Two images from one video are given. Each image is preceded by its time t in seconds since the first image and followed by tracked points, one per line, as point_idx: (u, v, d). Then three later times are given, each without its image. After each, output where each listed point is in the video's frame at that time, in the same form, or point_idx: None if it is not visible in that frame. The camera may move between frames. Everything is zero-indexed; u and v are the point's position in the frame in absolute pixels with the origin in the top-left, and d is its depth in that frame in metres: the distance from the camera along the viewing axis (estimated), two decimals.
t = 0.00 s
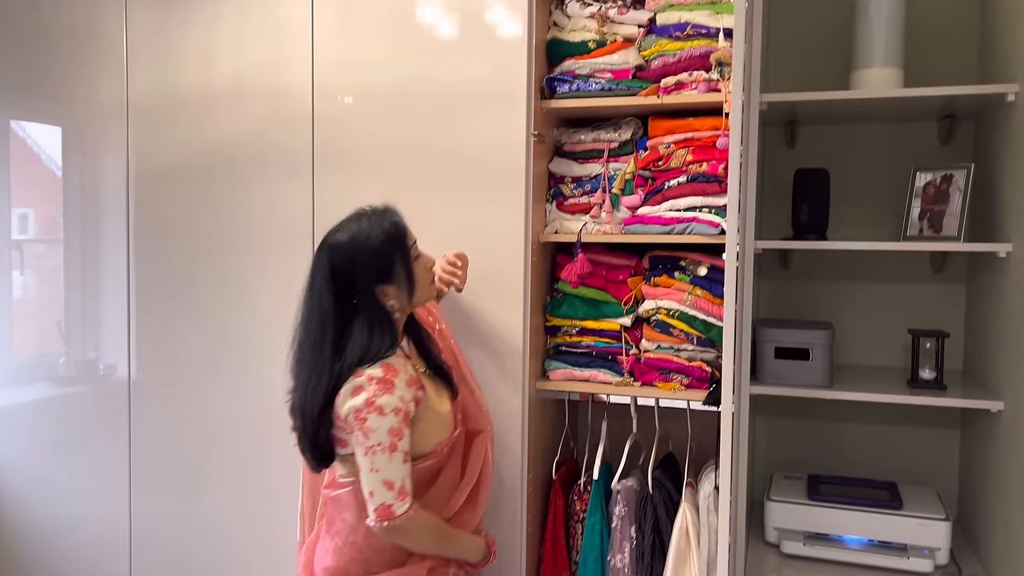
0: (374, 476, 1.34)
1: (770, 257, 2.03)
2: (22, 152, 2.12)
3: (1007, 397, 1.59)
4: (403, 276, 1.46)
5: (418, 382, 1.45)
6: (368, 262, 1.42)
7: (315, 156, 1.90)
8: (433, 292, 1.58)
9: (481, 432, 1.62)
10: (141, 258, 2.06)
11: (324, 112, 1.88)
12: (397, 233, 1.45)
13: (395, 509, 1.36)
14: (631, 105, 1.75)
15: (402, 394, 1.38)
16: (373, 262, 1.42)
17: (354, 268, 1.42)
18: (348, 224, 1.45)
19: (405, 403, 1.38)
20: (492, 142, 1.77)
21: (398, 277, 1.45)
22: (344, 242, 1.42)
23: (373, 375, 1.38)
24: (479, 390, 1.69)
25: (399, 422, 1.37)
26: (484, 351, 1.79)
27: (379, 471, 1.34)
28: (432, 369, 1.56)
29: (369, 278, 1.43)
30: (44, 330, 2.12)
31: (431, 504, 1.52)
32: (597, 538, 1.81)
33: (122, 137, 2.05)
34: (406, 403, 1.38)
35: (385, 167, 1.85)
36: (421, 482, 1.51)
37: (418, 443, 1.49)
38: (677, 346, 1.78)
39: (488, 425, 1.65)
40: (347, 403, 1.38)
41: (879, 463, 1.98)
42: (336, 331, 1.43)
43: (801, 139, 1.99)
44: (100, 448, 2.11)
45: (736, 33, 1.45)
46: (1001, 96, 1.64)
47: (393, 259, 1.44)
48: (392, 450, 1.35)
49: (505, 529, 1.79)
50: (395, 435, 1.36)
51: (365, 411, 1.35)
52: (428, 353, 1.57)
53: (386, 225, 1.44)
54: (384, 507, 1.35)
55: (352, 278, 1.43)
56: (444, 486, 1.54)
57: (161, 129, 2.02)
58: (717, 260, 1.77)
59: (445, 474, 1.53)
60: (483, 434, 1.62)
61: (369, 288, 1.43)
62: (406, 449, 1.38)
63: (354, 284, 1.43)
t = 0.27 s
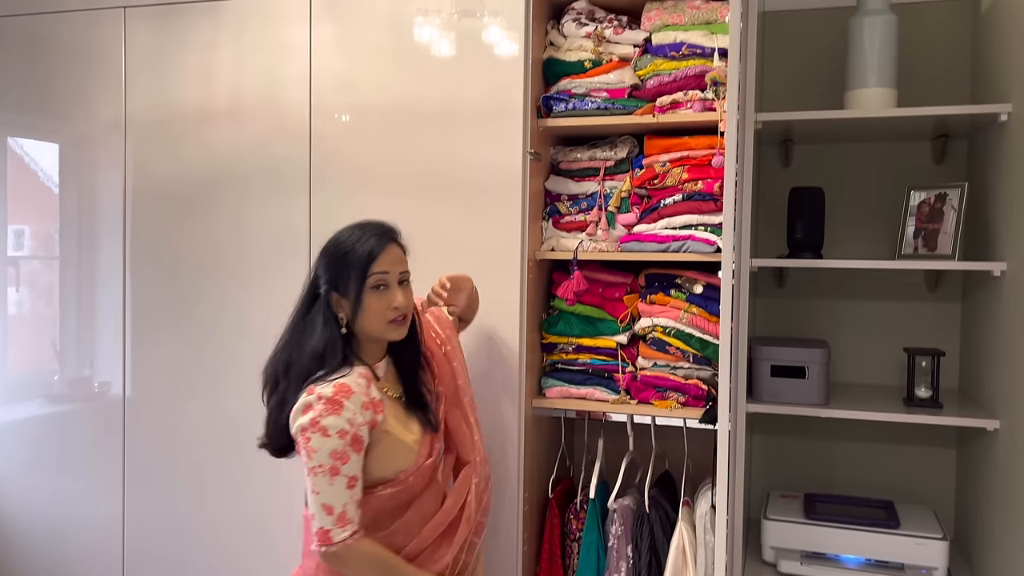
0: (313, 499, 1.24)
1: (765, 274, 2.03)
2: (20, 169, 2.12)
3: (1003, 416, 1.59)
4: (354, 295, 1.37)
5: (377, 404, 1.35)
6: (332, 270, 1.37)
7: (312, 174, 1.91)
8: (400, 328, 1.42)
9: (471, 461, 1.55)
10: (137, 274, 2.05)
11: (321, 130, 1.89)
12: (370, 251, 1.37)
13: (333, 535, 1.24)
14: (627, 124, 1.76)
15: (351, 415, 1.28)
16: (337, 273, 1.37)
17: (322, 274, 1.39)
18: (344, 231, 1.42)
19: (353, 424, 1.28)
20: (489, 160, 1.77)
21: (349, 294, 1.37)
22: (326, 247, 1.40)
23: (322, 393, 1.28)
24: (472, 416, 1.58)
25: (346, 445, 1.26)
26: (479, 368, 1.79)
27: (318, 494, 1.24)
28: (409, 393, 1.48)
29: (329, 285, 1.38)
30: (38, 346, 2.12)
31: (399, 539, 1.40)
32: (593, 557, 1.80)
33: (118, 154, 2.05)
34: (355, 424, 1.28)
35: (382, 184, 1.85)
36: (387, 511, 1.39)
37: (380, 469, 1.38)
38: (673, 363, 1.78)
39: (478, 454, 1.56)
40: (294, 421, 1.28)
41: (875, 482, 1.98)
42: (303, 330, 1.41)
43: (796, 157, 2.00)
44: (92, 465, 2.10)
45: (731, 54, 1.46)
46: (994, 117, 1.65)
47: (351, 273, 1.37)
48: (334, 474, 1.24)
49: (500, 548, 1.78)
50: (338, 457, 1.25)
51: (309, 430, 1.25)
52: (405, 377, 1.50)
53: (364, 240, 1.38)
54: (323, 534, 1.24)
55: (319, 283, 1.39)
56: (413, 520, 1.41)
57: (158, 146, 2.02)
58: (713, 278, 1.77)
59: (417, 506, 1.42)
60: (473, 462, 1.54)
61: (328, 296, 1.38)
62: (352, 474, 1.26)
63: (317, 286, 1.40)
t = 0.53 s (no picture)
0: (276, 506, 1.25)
1: (764, 286, 2.03)
2: (18, 181, 2.12)
3: (1002, 429, 1.59)
4: (334, 305, 1.36)
5: (351, 416, 1.33)
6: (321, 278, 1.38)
7: (310, 186, 1.91)
8: (379, 346, 1.38)
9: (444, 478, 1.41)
10: (134, 286, 2.05)
11: (319, 143, 1.89)
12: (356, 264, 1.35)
13: (291, 546, 1.24)
14: (624, 137, 1.76)
15: (319, 425, 1.27)
16: (325, 281, 1.37)
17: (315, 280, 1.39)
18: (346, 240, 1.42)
19: (320, 434, 1.27)
20: (487, 172, 1.78)
21: (331, 304, 1.36)
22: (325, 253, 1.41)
23: (294, 401, 1.28)
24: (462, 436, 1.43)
25: (310, 455, 1.25)
26: (478, 380, 1.79)
27: (281, 502, 1.24)
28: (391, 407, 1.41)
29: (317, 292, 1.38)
30: (35, 358, 2.11)
31: (373, 558, 1.36)
32: (592, 570, 1.79)
33: (116, 167, 2.05)
34: (322, 434, 1.27)
35: (380, 196, 1.85)
36: (361, 528, 1.36)
37: (354, 483, 1.35)
38: (671, 375, 1.78)
39: (462, 479, 1.39)
40: (269, 426, 1.29)
41: (874, 495, 1.97)
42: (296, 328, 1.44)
43: (793, 170, 2.01)
44: (88, 478, 2.09)
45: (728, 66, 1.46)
46: (991, 129, 1.65)
47: (335, 283, 1.36)
48: (296, 483, 1.24)
49: (498, 561, 1.77)
50: (301, 466, 1.24)
51: (276, 437, 1.25)
52: (393, 394, 1.43)
53: (355, 252, 1.36)
54: (284, 543, 1.25)
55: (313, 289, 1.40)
56: (387, 540, 1.36)
57: (157, 158, 2.02)
58: (711, 290, 1.77)
59: (392, 525, 1.36)
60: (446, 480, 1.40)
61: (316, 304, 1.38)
62: (316, 485, 1.26)
63: (310, 291, 1.41)
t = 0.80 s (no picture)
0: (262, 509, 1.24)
1: (764, 290, 2.02)
2: (18, 186, 2.12)
3: (1004, 433, 1.58)
4: (329, 310, 1.36)
5: (340, 420, 1.33)
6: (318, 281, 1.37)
7: (309, 190, 1.90)
8: (374, 353, 1.38)
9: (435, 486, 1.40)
10: (134, 291, 2.05)
11: (319, 147, 1.89)
12: (352, 270, 1.34)
13: (276, 550, 1.23)
14: (625, 141, 1.76)
15: (307, 429, 1.26)
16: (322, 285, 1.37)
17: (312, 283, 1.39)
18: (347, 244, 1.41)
19: (308, 438, 1.26)
20: (487, 176, 1.77)
21: (326, 308, 1.36)
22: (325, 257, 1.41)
23: (283, 404, 1.28)
24: (457, 446, 1.42)
25: (298, 458, 1.25)
26: (478, 385, 1.78)
27: (266, 506, 1.24)
28: (384, 413, 1.40)
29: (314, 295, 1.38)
30: (34, 363, 2.10)
31: (360, 566, 1.35)
32: None
33: (116, 171, 2.05)
34: (311, 439, 1.26)
35: (380, 200, 1.85)
36: (349, 535, 1.36)
37: (342, 488, 1.34)
38: (672, 380, 1.78)
39: (454, 489, 1.39)
40: (258, 429, 1.29)
41: (875, 500, 1.97)
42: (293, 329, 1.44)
43: (794, 174, 2.00)
44: (87, 483, 2.08)
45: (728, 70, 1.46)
46: (991, 133, 1.65)
47: (331, 287, 1.35)
48: (282, 487, 1.24)
49: (498, 566, 1.76)
50: (288, 470, 1.24)
51: (265, 440, 1.25)
52: (387, 401, 1.41)
53: (352, 257, 1.35)
54: (268, 547, 1.24)
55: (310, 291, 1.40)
56: (375, 549, 1.35)
57: (156, 163, 2.02)
58: (711, 294, 1.77)
59: (381, 533, 1.36)
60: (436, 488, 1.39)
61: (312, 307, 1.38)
62: (302, 489, 1.25)
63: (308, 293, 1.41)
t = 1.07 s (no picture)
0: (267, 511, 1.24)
1: (767, 287, 2.02)
2: (19, 184, 2.12)
3: (1008, 430, 1.58)
4: (333, 309, 1.35)
5: (344, 421, 1.33)
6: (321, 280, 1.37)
7: (311, 188, 1.90)
8: (377, 354, 1.37)
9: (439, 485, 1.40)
10: (136, 289, 2.05)
11: (321, 145, 1.89)
12: (357, 269, 1.34)
13: (281, 552, 1.22)
14: (627, 137, 1.76)
15: (311, 430, 1.26)
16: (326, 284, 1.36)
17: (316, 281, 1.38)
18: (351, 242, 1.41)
19: (312, 439, 1.26)
20: (489, 173, 1.77)
21: (329, 307, 1.35)
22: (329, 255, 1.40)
23: (287, 405, 1.28)
24: (460, 445, 1.42)
25: (302, 460, 1.24)
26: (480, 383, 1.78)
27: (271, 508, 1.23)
28: (385, 414, 1.41)
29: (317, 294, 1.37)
30: (36, 362, 2.10)
31: (365, 567, 1.35)
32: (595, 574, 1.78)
33: (118, 169, 2.05)
34: (315, 439, 1.26)
35: (381, 198, 1.85)
36: (354, 535, 1.35)
37: (346, 489, 1.34)
38: (674, 377, 1.77)
39: (459, 489, 1.38)
40: (261, 430, 1.29)
41: (878, 497, 1.96)
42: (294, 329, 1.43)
43: (796, 170, 2.00)
44: (89, 481, 2.08)
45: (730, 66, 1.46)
46: (995, 129, 1.64)
47: (335, 287, 1.35)
48: (286, 489, 1.23)
49: (500, 563, 1.76)
50: (292, 472, 1.23)
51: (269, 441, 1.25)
52: (389, 400, 1.42)
53: (356, 256, 1.35)
54: (273, 550, 1.23)
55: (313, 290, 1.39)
56: (379, 549, 1.35)
57: (158, 161, 2.02)
58: (714, 291, 1.76)
59: (385, 534, 1.35)
60: (441, 487, 1.39)
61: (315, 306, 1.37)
62: (307, 490, 1.25)
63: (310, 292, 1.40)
